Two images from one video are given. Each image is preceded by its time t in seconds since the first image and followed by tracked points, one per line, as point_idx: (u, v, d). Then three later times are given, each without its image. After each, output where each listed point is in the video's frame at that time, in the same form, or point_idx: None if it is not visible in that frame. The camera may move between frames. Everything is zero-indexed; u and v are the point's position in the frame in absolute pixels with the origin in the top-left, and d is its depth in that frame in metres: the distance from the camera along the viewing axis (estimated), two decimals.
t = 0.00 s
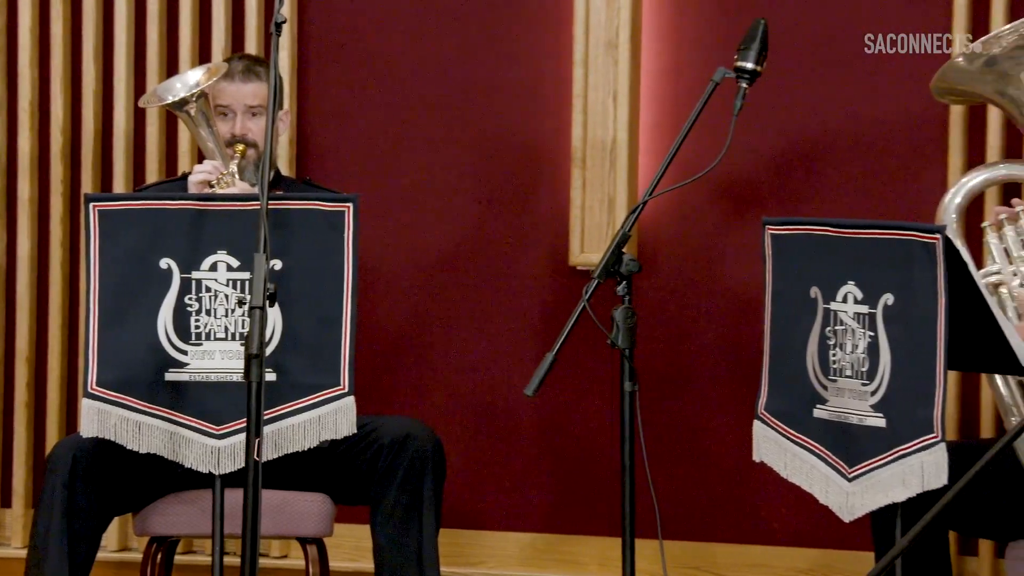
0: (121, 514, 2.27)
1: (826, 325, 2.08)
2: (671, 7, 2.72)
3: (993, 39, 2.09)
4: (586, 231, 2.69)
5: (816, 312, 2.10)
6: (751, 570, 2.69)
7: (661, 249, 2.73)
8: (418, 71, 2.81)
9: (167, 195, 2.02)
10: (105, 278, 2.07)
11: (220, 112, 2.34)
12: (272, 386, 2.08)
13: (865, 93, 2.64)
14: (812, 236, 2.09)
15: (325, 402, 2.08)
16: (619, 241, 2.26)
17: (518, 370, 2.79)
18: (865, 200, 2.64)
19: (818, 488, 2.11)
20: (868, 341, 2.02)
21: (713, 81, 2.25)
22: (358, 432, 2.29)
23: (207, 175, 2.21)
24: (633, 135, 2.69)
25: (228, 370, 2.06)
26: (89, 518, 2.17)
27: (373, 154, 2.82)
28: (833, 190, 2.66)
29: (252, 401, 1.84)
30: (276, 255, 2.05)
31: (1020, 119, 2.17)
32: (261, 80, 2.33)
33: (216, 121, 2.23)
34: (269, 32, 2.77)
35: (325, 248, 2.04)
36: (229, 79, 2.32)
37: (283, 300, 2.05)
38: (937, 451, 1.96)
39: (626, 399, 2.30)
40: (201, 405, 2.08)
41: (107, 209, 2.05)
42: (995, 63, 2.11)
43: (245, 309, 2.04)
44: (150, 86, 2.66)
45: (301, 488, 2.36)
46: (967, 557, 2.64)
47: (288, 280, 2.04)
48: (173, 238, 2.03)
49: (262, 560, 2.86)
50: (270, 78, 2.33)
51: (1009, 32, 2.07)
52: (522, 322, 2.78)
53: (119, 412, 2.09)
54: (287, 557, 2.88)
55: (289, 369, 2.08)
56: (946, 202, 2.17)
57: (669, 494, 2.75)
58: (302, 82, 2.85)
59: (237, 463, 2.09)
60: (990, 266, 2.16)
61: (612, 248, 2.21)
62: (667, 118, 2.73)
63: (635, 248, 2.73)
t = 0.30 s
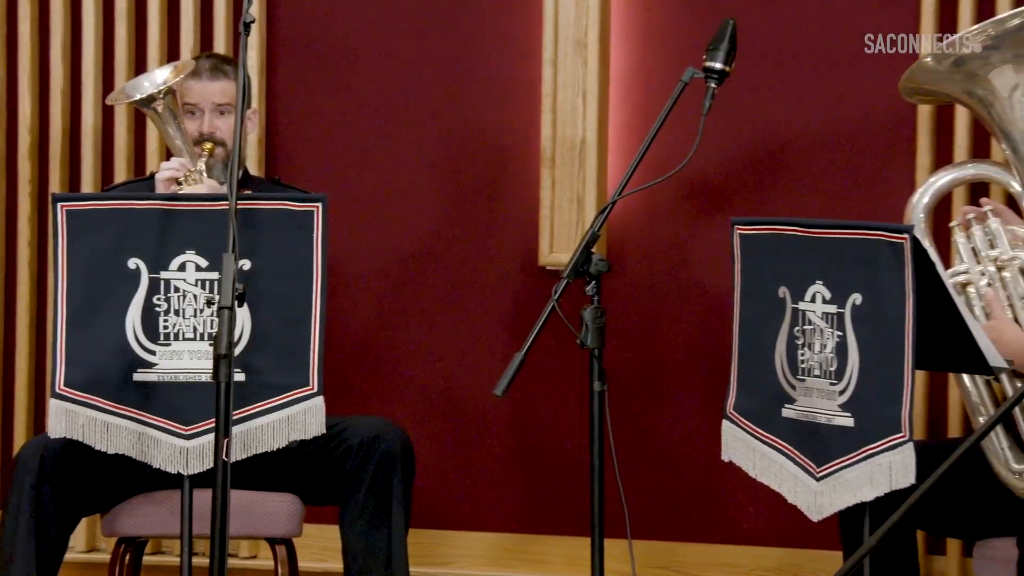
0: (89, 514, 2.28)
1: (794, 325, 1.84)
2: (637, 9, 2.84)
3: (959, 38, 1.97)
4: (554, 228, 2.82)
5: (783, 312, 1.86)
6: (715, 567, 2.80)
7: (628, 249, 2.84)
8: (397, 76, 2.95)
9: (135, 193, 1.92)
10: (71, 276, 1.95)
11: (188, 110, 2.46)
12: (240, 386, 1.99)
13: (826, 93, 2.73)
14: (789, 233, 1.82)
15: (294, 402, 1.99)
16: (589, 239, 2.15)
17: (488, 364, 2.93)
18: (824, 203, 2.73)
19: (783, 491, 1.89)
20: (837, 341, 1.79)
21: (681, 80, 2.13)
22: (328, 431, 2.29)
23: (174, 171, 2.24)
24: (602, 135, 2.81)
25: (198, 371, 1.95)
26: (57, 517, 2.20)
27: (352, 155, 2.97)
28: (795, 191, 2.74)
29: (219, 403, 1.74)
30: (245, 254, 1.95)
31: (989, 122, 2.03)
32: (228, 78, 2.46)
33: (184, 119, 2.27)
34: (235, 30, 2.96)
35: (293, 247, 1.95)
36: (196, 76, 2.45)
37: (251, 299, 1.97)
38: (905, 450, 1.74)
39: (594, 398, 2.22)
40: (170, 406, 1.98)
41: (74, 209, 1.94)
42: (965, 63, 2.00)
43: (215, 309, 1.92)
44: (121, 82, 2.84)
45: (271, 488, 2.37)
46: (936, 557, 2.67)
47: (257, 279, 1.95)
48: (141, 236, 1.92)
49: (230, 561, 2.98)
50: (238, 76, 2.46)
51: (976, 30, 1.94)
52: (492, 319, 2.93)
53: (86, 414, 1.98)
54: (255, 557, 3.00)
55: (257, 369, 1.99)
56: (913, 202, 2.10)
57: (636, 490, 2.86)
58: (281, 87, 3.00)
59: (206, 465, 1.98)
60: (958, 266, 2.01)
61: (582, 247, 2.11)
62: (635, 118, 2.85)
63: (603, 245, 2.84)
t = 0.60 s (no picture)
0: (58, 515, 2.25)
1: (763, 325, 1.85)
2: (607, 11, 2.85)
3: (926, 41, 2.01)
4: (524, 229, 2.82)
5: (751, 312, 1.87)
6: (684, 566, 2.81)
7: (597, 249, 2.85)
8: (367, 76, 2.95)
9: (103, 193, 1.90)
10: (39, 276, 1.93)
11: (155, 111, 2.46)
12: (209, 386, 1.98)
13: (794, 94, 2.74)
14: (757, 233, 1.84)
15: (263, 402, 1.98)
16: (559, 238, 2.14)
17: (458, 364, 2.93)
18: (792, 205, 2.75)
19: (753, 490, 1.90)
20: (806, 342, 1.80)
21: (651, 80, 2.13)
22: (297, 431, 2.28)
23: (141, 173, 2.24)
24: (572, 135, 2.82)
25: (167, 372, 1.94)
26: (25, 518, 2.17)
27: (322, 155, 2.97)
28: (764, 192, 2.76)
29: (189, 404, 1.72)
30: (214, 255, 1.94)
31: (957, 121, 2.08)
32: (194, 78, 2.46)
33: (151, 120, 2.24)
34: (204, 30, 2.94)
35: (262, 248, 1.94)
36: (162, 77, 2.45)
37: (220, 299, 1.95)
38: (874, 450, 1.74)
39: (565, 399, 2.22)
40: (139, 407, 1.96)
41: (42, 209, 1.92)
42: (933, 63, 2.03)
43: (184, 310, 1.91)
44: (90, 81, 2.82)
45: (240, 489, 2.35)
46: (904, 557, 2.69)
47: (226, 280, 1.94)
48: (110, 235, 1.90)
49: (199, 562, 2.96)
50: (204, 76, 2.46)
51: (944, 32, 1.97)
52: (462, 319, 2.92)
53: (55, 414, 1.96)
54: (225, 558, 2.98)
55: (226, 370, 1.98)
56: (882, 202, 2.08)
57: (606, 490, 2.87)
58: (251, 86, 2.98)
59: (175, 466, 1.97)
60: (927, 265, 2.02)
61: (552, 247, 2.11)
62: (605, 118, 2.85)
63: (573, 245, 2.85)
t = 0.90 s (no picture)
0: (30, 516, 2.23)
1: (737, 325, 1.86)
2: (581, 12, 2.85)
3: (901, 41, 2.01)
4: (498, 230, 2.82)
5: (725, 312, 1.88)
6: (658, 566, 2.83)
7: (572, 250, 2.86)
8: (342, 76, 2.94)
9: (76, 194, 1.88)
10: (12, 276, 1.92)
11: (125, 114, 2.45)
12: (183, 387, 1.97)
13: (768, 95, 2.76)
14: (730, 233, 1.85)
15: (237, 403, 1.97)
16: (533, 239, 2.15)
17: (433, 365, 2.93)
18: (765, 206, 2.76)
19: (727, 491, 1.91)
20: (780, 341, 1.81)
21: (624, 81, 2.14)
22: (271, 432, 2.27)
23: (111, 179, 2.18)
24: (546, 136, 2.82)
25: (140, 372, 1.93)
26: None
27: (296, 156, 2.96)
28: (737, 193, 2.77)
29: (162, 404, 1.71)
30: (189, 255, 1.93)
31: (931, 121, 2.09)
32: (164, 80, 2.46)
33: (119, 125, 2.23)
34: (179, 30, 2.92)
35: (236, 249, 1.93)
36: (132, 80, 2.44)
37: (194, 300, 1.95)
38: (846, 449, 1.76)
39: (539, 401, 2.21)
40: (112, 407, 1.95)
41: (14, 209, 1.90)
42: (907, 64, 2.04)
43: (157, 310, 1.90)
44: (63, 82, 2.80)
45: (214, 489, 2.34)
46: (877, 556, 2.71)
47: (201, 281, 1.93)
48: (83, 235, 1.89)
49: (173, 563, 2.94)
50: (173, 78, 2.45)
51: (920, 31, 1.98)
52: (437, 320, 2.92)
53: (27, 415, 1.94)
54: (199, 559, 2.96)
55: (200, 370, 1.97)
56: (856, 202, 2.12)
57: (581, 490, 2.88)
58: (226, 87, 2.97)
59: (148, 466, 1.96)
60: (899, 265, 2.05)
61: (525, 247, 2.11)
62: (579, 119, 2.86)
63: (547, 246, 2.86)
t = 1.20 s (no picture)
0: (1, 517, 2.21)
1: (709, 325, 1.87)
2: (554, 12, 2.86)
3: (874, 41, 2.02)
4: (471, 230, 2.82)
5: (698, 313, 1.88)
6: (631, 565, 2.84)
7: (545, 250, 2.87)
8: (315, 76, 2.93)
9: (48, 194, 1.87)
10: None
11: (96, 114, 2.44)
12: (155, 387, 1.96)
13: (740, 96, 2.77)
14: (702, 233, 1.86)
15: (209, 403, 1.96)
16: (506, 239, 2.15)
17: (406, 366, 2.92)
18: (738, 206, 2.77)
19: (700, 490, 1.91)
20: (752, 341, 1.82)
21: (598, 80, 2.13)
22: (243, 432, 2.26)
23: (82, 177, 2.17)
24: (519, 136, 2.82)
25: (112, 372, 1.90)
26: None
27: (268, 155, 2.94)
28: (709, 194, 2.79)
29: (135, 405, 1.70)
30: (160, 254, 1.91)
31: (902, 121, 2.11)
32: (135, 80, 2.44)
33: (90, 124, 2.22)
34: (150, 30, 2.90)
35: (208, 249, 1.92)
36: (103, 79, 2.43)
37: (167, 300, 1.93)
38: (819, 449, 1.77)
39: (512, 401, 2.20)
40: (84, 408, 1.93)
41: None
42: (879, 64, 2.05)
43: (130, 310, 1.87)
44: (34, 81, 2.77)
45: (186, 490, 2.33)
46: (850, 555, 2.73)
47: (174, 281, 1.92)
48: (55, 235, 1.87)
49: (145, 563, 2.92)
50: (145, 78, 2.44)
51: (891, 31, 2.00)
52: (409, 320, 2.91)
53: None
54: (171, 559, 2.94)
55: (173, 370, 1.95)
56: (828, 202, 2.14)
57: (554, 490, 2.88)
58: (199, 86, 2.96)
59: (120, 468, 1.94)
60: (871, 265, 2.07)
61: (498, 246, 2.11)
62: (552, 119, 2.86)
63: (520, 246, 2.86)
